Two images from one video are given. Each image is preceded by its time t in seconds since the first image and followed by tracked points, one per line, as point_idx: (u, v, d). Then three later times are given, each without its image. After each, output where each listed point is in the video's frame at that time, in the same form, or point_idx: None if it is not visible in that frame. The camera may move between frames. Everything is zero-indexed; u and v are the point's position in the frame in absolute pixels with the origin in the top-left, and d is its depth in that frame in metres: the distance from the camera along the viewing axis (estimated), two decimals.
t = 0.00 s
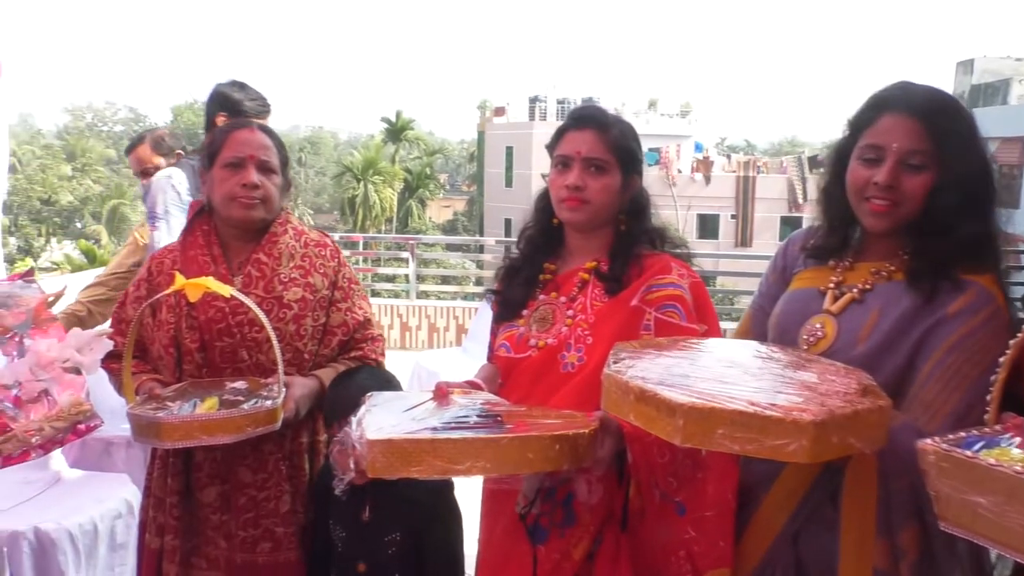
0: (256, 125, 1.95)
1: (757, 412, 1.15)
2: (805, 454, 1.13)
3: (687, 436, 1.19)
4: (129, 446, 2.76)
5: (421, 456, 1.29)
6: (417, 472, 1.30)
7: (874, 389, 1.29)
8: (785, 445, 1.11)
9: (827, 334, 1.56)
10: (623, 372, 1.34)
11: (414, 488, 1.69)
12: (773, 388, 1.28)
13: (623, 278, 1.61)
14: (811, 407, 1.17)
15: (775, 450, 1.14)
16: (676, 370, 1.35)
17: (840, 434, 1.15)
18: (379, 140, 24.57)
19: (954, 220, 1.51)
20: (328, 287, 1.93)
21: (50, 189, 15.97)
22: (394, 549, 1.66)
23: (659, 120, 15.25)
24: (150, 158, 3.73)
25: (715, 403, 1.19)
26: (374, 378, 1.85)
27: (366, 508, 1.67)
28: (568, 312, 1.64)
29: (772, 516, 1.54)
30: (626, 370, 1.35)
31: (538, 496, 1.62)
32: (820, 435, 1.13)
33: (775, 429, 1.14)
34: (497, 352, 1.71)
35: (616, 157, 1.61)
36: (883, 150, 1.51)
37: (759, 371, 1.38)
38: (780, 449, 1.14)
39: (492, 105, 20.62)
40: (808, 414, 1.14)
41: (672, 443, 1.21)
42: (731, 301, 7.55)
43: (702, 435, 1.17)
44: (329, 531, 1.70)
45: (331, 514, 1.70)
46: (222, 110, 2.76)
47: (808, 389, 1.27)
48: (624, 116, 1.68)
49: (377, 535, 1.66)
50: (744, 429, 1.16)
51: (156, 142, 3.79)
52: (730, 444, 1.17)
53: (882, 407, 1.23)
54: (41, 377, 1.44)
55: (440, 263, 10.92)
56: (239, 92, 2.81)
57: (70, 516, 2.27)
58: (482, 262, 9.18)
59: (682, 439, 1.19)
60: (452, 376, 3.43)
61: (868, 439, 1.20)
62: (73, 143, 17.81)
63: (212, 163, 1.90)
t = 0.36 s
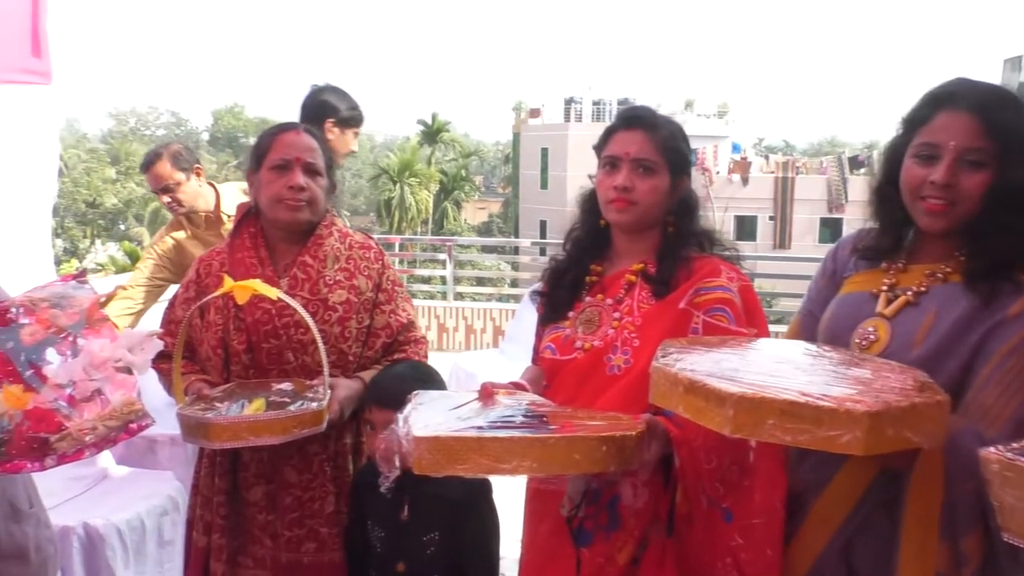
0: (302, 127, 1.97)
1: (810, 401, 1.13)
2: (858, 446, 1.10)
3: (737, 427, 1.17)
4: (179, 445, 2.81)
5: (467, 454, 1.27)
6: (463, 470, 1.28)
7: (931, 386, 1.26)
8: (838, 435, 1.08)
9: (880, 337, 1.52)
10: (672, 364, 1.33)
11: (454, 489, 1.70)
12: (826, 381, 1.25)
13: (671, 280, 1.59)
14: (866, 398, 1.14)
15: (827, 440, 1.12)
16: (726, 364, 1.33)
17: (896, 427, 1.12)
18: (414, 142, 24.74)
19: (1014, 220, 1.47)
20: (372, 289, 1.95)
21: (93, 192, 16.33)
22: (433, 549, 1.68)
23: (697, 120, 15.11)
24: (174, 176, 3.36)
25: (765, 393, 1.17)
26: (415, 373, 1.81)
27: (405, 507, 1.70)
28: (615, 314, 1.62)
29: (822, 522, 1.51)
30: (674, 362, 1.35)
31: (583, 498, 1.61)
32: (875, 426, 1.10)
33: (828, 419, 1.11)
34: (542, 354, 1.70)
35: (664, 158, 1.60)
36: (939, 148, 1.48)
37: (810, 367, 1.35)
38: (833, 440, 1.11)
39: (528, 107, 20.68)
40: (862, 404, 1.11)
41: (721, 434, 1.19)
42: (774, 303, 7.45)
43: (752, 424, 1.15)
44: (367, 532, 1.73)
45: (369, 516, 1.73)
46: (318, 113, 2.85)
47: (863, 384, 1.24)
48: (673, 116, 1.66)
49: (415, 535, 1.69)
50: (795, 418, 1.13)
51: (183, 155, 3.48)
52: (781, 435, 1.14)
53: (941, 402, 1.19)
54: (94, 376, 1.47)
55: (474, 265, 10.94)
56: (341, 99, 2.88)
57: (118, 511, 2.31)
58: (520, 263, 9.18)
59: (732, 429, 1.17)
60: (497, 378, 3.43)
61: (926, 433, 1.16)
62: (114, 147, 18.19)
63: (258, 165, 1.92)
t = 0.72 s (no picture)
0: (348, 131, 1.98)
1: (880, 403, 1.10)
2: (931, 450, 1.07)
3: (801, 430, 1.14)
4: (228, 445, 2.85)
5: (525, 460, 1.31)
6: (520, 476, 1.31)
7: (998, 389, 1.22)
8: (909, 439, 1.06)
9: (939, 343, 1.48)
10: (728, 366, 1.30)
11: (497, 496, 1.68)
12: (890, 383, 1.22)
13: (724, 285, 1.57)
14: (937, 401, 1.11)
15: (898, 444, 1.09)
16: (783, 366, 1.30)
17: (968, 430, 1.09)
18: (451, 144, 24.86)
19: None
20: (417, 293, 1.95)
21: (137, 196, 16.67)
22: (473, 552, 1.68)
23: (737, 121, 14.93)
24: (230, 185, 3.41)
25: (831, 395, 1.14)
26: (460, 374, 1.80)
27: (448, 510, 1.71)
28: (666, 319, 1.61)
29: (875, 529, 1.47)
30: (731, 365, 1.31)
31: (637, 505, 1.57)
32: (947, 430, 1.07)
33: (899, 422, 1.08)
34: (592, 358, 1.69)
35: (717, 161, 1.58)
36: (1002, 147, 1.43)
37: (868, 370, 1.32)
38: (903, 444, 1.08)
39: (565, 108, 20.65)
40: (933, 407, 1.09)
41: (784, 437, 1.17)
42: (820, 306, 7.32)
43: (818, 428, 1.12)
44: (411, 532, 1.74)
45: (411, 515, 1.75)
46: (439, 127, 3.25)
47: (927, 386, 1.21)
48: (725, 118, 1.65)
49: (458, 538, 1.69)
50: (864, 422, 1.11)
51: (236, 163, 3.53)
52: (848, 438, 1.12)
53: (1011, 405, 1.16)
54: (150, 380, 1.53)
55: (511, 267, 10.94)
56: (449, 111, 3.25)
57: (151, 498, 2.32)
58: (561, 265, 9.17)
59: (796, 433, 1.15)
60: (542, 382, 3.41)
61: (997, 437, 1.13)
62: (158, 151, 18.60)
63: (306, 169, 1.94)
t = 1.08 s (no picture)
0: (390, 132, 1.99)
1: (942, 403, 1.06)
2: (995, 453, 1.02)
3: (858, 428, 1.12)
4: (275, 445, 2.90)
5: (573, 460, 1.31)
6: (569, 476, 1.32)
7: None
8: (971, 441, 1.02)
9: (1003, 347, 1.43)
10: (784, 362, 1.28)
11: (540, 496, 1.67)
12: (954, 384, 1.18)
13: (775, 287, 1.55)
14: (1003, 403, 1.07)
15: (960, 446, 1.05)
16: (841, 363, 1.27)
17: None
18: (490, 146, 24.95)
19: None
20: (461, 294, 1.95)
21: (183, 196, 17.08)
22: (517, 551, 1.67)
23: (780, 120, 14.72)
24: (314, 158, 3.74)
25: (890, 393, 1.11)
26: (511, 377, 1.81)
27: (493, 509, 1.70)
28: (716, 322, 1.59)
29: (934, 538, 1.44)
30: (786, 360, 1.29)
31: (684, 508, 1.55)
32: (1014, 431, 1.02)
33: (962, 423, 1.04)
34: (640, 361, 1.69)
35: (769, 161, 1.56)
36: None
37: (931, 369, 1.29)
38: (966, 445, 1.05)
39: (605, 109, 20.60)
40: (999, 409, 1.04)
41: (840, 435, 1.14)
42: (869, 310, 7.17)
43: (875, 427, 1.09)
44: (461, 529, 1.76)
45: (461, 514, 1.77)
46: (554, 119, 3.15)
47: (994, 389, 1.16)
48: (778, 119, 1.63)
49: (502, 535, 1.68)
50: (924, 421, 1.07)
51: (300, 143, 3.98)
52: (908, 438, 1.09)
53: None
54: (204, 380, 1.62)
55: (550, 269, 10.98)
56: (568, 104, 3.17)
57: (201, 493, 2.36)
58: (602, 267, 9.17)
59: (853, 430, 1.12)
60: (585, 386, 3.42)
61: None
62: (203, 154, 19.05)
63: (349, 170, 1.95)
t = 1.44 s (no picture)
0: (440, 131, 1.98)
1: (1018, 406, 1.01)
2: None
3: (927, 431, 1.07)
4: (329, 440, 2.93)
5: (631, 460, 1.29)
6: (626, 477, 1.30)
7: None
8: None
9: None
10: (849, 363, 1.24)
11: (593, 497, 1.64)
12: None
13: (838, 290, 1.50)
14: None
15: None
16: (909, 365, 1.23)
17: None
18: (537, 146, 24.98)
19: None
20: (513, 293, 1.95)
21: (236, 196, 17.50)
22: (573, 552, 1.64)
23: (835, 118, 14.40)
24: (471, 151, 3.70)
25: (961, 395, 1.06)
26: (569, 376, 1.79)
27: (551, 508, 1.69)
28: (776, 325, 1.56)
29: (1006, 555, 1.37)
30: (851, 361, 1.26)
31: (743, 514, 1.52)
32: None
33: None
34: (697, 363, 1.66)
35: (834, 161, 1.52)
36: None
37: (1006, 373, 1.23)
38: None
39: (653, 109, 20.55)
40: None
41: (908, 438, 1.09)
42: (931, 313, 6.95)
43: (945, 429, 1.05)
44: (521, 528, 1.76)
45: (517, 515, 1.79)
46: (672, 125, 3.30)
47: None
48: (845, 118, 1.58)
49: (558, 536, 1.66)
50: (997, 424, 1.02)
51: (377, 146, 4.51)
52: (979, 441, 1.04)
53: None
54: (264, 376, 1.66)
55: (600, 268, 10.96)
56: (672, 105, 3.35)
57: (257, 488, 2.40)
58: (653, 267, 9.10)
59: (921, 433, 1.07)
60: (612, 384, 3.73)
61: None
62: (257, 154, 19.50)
63: (400, 170, 1.96)
